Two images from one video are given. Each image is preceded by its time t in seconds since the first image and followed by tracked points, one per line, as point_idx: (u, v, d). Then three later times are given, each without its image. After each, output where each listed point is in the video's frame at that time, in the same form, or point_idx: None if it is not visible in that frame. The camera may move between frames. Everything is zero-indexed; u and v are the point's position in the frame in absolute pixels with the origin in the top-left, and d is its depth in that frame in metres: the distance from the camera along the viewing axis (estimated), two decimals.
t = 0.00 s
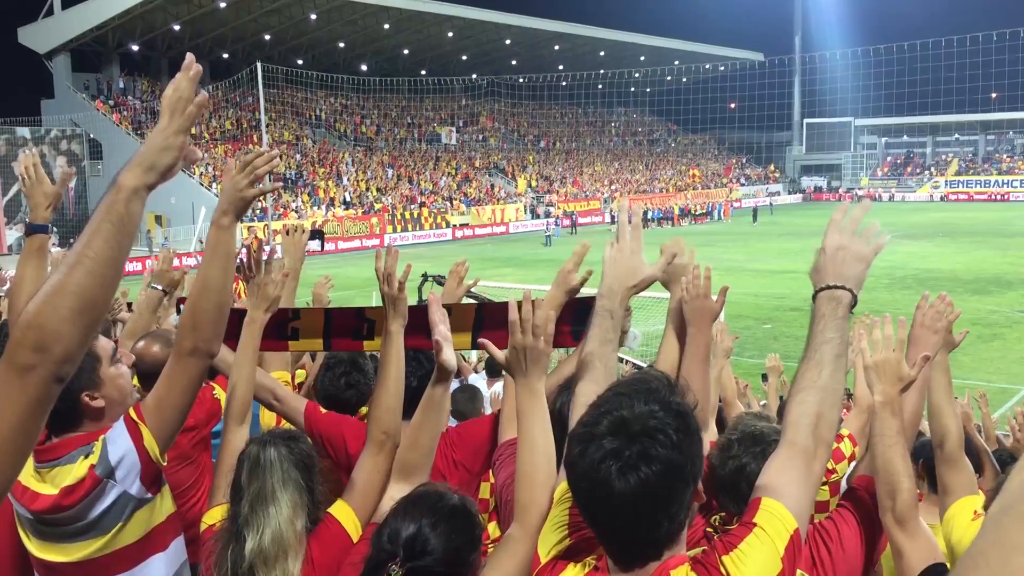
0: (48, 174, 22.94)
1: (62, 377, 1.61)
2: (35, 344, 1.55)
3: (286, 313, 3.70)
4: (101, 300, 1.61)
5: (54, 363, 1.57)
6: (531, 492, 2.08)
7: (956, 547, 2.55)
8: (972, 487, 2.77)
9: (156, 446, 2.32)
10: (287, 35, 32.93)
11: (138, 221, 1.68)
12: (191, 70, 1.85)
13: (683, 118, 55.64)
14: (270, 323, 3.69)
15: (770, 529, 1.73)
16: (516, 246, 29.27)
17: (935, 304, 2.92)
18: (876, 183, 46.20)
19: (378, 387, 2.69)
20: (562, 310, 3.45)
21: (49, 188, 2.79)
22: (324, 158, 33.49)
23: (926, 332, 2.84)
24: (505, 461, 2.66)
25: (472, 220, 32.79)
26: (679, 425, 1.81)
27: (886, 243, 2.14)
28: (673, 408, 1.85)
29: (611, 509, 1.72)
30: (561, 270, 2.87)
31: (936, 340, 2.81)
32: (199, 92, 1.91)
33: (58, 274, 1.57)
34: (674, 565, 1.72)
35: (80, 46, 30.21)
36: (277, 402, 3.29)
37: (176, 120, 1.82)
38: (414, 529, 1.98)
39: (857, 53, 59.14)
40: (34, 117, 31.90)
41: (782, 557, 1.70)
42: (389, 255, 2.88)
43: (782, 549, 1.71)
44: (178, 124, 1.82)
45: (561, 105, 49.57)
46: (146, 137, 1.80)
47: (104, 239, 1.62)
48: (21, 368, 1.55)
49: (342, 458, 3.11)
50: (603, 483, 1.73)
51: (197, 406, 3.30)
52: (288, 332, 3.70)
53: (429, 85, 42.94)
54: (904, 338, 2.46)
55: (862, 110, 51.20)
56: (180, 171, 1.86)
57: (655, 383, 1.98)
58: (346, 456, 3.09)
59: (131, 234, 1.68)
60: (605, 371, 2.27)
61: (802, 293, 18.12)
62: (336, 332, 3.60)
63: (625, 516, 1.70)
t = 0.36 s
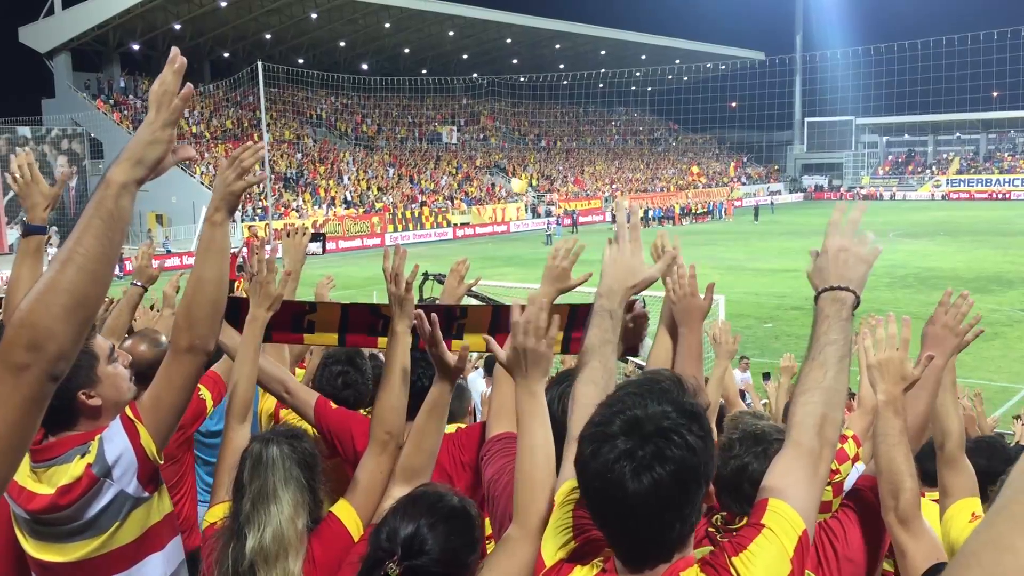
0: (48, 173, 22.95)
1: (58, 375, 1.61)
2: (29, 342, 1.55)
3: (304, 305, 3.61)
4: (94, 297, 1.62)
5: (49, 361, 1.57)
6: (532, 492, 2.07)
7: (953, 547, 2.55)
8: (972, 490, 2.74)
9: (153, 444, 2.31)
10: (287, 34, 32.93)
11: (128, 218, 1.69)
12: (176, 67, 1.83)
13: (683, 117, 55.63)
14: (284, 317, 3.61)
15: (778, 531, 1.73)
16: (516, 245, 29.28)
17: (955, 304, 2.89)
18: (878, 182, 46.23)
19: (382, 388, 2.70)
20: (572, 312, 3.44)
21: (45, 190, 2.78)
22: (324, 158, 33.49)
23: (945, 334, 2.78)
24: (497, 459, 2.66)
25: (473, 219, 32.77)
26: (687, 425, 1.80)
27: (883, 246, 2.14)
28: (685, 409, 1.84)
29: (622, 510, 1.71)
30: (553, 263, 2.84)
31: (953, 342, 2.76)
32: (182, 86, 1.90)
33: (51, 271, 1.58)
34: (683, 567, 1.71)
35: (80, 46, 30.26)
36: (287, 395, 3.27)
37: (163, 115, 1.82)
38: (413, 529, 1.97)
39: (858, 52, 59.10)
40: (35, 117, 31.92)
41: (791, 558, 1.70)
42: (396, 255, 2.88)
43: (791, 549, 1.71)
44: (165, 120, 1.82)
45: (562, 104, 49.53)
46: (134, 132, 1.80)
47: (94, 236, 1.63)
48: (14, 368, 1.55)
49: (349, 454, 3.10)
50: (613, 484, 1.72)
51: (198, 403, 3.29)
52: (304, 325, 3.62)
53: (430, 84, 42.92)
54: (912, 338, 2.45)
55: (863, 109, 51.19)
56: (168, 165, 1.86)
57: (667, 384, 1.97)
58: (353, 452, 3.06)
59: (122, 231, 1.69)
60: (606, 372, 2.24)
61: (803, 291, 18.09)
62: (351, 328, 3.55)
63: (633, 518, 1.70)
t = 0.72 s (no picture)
0: (49, 174, 22.97)
1: (63, 373, 1.61)
2: (34, 341, 1.55)
3: (313, 304, 3.61)
4: (95, 294, 1.63)
5: (55, 360, 1.58)
6: (528, 496, 2.08)
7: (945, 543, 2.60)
8: (964, 490, 2.82)
9: (156, 446, 2.31)
10: (288, 35, 32.88)
11: (125, 217, 1.70)
12: (174, 67, 1.88)
13: (684, 117, 55.64)
14: (291, 315, 3.62)
15: (803, 532, 1.77)
16: (517, 246, 29.28)
17: (960, 305, 2.94)
18: (878, 182, 46.26)
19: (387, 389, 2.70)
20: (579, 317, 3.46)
21: (49, 191, 2.76)
22: (325, 159, 33.50)
23: (946, 336, 2.93)
24: (492, 465, 2.67)
25: (474, 220, 32.76)
26: (726, 427, 1.80)
27: (890, 246, 2.13)
28: (726, 414, 1.84)
29: (650, 511, 1.71)
30: (545, 264, 2.86)
31: (954, 343, 2.91)
32: (179, 89, 1.93)
33: (54, 269, 1.59)
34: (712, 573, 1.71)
35: (82, 47, 30.29)
36: (291, 395, 3.26)
37: (160, 115, 1.84)
38: (409, 532, 1.97)
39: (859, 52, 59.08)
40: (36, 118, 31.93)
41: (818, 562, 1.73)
42: (403, 256, 2.89)
43: (816, 553, 1.75)
44: (163, 119, 1.84)
45: (562, 104, 49.51)
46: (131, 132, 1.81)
47: (94, 236, 1.64)
48: (19, 367, 1.56)
49: (352, 454, 3.09)
50: (653, 483, 1.71)
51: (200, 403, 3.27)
52: (312, 323, 3.62)
53: (430, 84, 42.93)
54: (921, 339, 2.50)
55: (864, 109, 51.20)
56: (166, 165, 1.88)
57: (706, 387, 1.98)
58: (355, 452, 3.05)
59: (120, 229, 1.70)
60: (614, 376, 2.22)
61: (804, 292, 18.07)
62: (357, 329, 3.55)
63: (672, 518, 1.69)
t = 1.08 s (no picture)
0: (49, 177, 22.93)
1: (60, 376, 1.59)
2: (30, 345, 1.54)
3: (302, 309, 3.61)
4: (92, 298, 1.60)
5: (52, 363, 1.56)
6: (523, 501, 2.08)
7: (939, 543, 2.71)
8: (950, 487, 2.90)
9: (156, 448, 2.28)
10: (288, 36, 32.79)
11: (121, 218, 1.67)
12: (169, 68, 1.81)
13: (683, 118, 55.68)
14: (284, 320, 3.61)
15: (826, 534, 1.77)
16: (517, 247, 29.25)
17: (945, 310, 3.06)
18: (878, 184, 46.30)
19: (387, 392, 2.67)
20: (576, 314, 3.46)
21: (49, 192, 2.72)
22: (324, 160, 33.49)
23: (935, 335, 3.04)
24: (481, 472, 2.68)
25: (474, 221, 32.73)
26: (760, 433, 1.82)
27: (901, 248, 2.12)
28: (757, 418, 1.87)
29: (670, 509, 1.73)
30: (532, 266, 2.87)
31: (943, 343, 3.01)
32: (173, 90, 1.87)
33: (51, 272, 1.57)
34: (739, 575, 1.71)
35: (81, 49, 30.29)
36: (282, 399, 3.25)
37: (154, 114, 1.80)
38: (399, 535, 1.96)
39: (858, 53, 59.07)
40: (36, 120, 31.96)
41: (840, 562, 1.74)
42: (400, 257, 2.85)
43: (838, 555, 1.75)
44: (159, 119, 1.81)
45: (562, 105, 49.50)
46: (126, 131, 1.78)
47: (90, 237, 1.61)
48: (16, 371, 1.53)
49: (348, 458, 3.09)
50: (688, 485, 1.71)
51: (199, 405, 3.24)
52: (302, 328, 3.61)
53: (430, 86, 42.91)
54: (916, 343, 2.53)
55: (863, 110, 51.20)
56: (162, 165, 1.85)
57: (733, 391, 2.03)
58: (353, 455, 3.05)
59: (116, 231, 1.66)
60: (622, 381, 2.18)
61: (805, 293, 18.08)
62: (350, 331, 3.53)
63: (700, 521, 1.70)
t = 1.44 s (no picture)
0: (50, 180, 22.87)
1: (40, 384, 1.58)
2: (10, 351, 1.53)
3: (284, 319, 3.57)
4: (73, 302, 1.60)
5: (31, 369, 1.55)
6: (521, 506, 2.08)
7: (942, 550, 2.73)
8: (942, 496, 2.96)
9: (155, 452, 2.28)
10: (288, 40, 32.81)
11: (102, 222, 1.69)
12: (150, 73, 1.89)
13: (683, 121, 55.73)
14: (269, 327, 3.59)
15: (832, 540, 1.76)
16: (518, 250, 29.25)
17: (947, 322, 3.12)
18: (878, 186, 46.33)
19: (387, 395, 2.67)
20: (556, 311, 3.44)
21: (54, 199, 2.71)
22: (324, 163, 33.51)
23: (938, 347, 3.10)
24: (464, 473, 2.78)
25: (474, 224, 32.74)
26: (769, 437, 1.81)
27: (904, 256, 2.13)
28: (767, 424, 1.85)
29: (677, 513, 1.71)
30: (521, 270, 2.86)
31: (947, 354, 3.07)
32: (153, 95, 1.92)
33: (30, 277, 1.56)
34: None
35: (82, 51, 30.35)
36: (273, 408, 3.26)
37: (133, 121, 1.86)
38: (397, 537, 1.95)
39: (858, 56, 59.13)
40: (35, 123, 31.92)
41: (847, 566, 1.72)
42: (400, 261, 2.84)
43: (845, 560, 1.73)
44: (136, 125, 1.87)
45: (561, 107, 49.50)
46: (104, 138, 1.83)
47: (70, 241, 1.62)
48: None
49: (340, 462, 3.07)
50: (698, 492, 1.70)
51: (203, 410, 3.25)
52: (287, 340, 3.58)
53: (430, 88, 42.93)
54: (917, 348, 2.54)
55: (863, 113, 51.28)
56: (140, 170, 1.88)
57: (740, 395, 2.02)
58: (343, 460, 3.04)
59: (96, 236, 1.67)
60: (623, 386, 2.17)
61: (805, 295, 18.07)
62: (334, 337, 3.52)
63: (713, 527, 1.69)
